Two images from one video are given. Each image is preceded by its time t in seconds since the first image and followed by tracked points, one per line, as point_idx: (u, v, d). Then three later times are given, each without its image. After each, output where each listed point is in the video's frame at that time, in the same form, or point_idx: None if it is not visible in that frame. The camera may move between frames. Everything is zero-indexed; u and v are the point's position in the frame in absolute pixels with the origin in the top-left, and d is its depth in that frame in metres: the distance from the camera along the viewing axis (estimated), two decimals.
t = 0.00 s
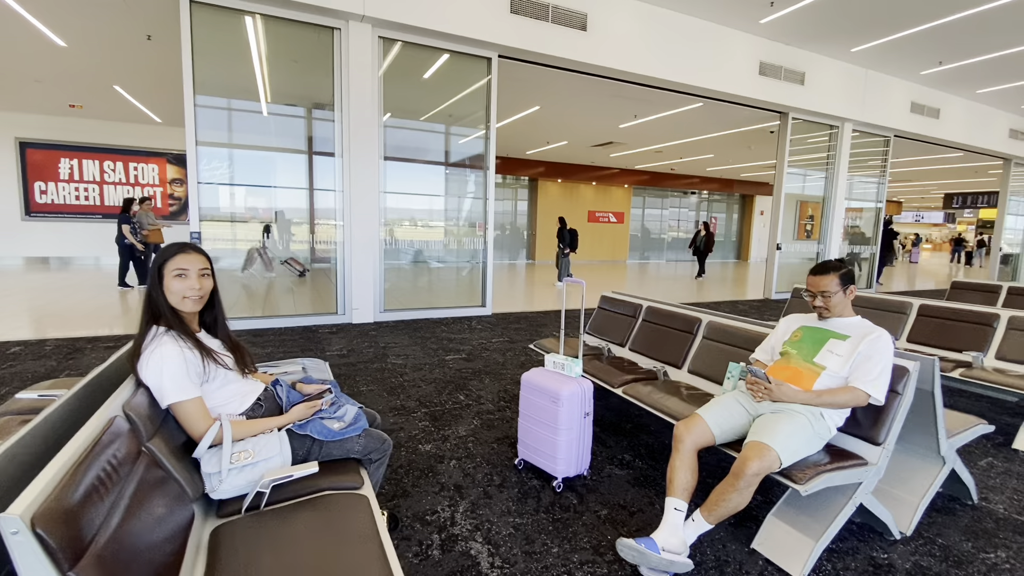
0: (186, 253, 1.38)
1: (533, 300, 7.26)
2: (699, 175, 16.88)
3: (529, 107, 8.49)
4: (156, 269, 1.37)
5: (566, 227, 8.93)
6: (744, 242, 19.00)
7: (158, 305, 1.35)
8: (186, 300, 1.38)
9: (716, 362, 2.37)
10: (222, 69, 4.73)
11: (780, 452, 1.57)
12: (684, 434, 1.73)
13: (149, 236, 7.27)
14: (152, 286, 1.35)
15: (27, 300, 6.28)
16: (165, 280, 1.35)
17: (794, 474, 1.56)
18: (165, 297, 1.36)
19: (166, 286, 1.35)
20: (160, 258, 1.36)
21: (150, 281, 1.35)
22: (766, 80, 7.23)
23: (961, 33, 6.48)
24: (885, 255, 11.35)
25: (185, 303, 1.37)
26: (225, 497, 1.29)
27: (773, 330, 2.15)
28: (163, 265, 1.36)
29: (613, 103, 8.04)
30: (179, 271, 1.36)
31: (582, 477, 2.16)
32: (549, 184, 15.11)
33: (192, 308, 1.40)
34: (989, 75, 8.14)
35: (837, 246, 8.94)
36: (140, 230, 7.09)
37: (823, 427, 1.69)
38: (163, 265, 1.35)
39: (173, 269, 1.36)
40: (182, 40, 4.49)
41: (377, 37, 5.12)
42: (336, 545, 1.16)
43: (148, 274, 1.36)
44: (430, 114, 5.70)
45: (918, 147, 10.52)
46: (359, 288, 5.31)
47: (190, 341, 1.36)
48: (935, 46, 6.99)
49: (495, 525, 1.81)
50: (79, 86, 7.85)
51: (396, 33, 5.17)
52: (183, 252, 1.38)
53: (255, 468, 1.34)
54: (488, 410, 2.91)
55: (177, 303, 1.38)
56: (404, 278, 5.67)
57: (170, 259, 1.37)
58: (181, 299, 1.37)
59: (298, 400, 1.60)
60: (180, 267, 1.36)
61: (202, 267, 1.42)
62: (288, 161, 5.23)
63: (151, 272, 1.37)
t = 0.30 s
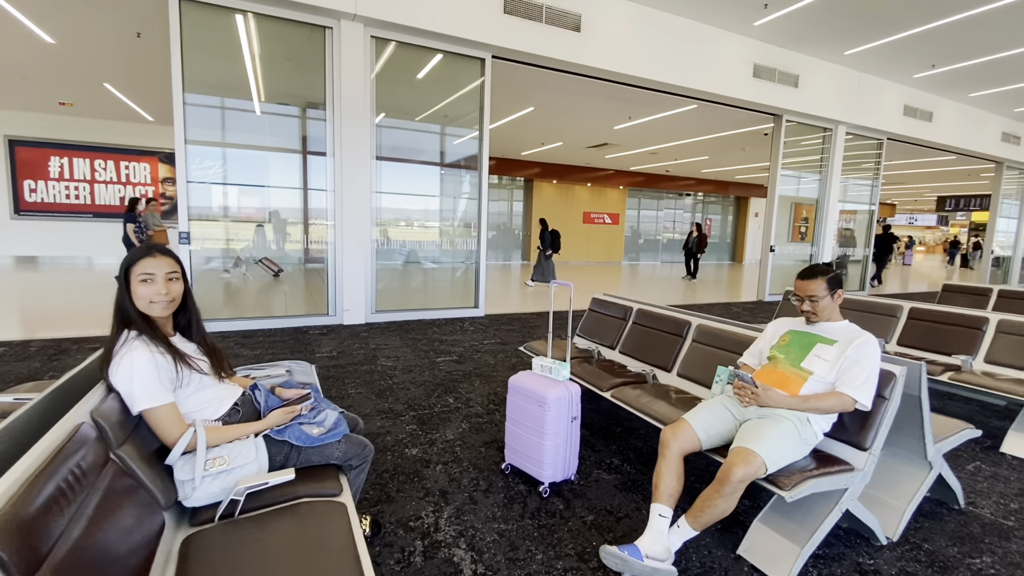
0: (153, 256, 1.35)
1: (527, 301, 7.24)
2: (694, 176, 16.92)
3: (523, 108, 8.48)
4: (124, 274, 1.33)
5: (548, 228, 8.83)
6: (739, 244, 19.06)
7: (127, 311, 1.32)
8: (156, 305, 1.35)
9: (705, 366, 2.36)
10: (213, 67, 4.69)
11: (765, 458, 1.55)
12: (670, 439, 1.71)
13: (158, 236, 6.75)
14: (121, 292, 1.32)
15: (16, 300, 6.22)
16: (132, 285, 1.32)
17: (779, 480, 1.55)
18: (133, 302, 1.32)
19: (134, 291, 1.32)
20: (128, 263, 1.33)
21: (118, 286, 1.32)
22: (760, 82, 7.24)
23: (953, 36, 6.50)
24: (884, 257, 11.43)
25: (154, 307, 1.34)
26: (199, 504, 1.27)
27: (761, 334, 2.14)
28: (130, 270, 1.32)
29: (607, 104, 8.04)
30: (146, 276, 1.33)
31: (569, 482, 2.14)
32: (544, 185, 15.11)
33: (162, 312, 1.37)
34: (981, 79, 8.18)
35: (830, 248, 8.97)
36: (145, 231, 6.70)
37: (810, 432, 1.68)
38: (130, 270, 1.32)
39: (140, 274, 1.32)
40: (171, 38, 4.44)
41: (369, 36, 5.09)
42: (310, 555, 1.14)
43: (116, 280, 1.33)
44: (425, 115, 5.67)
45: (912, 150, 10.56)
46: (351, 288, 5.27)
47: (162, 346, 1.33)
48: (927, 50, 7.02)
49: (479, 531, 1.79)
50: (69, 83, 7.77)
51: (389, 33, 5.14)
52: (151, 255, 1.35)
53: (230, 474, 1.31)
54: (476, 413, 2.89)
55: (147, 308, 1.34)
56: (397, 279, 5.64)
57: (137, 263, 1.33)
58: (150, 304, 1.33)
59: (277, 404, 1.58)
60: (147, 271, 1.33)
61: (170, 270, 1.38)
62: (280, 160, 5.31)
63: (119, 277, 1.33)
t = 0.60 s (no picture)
0: (123, 251, 1.31)
1: (520, 297, 7.23)
2: (687, 172, 16.95)
3: (516, 102, 8.45)
4: (94, 270, 1.30)
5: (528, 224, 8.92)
6: (731, 240, 19.14)
7: (98, 308, 1.29)
8: (128, 301, 1.32)
9: (692, 362, 2.36)
10: (200, 58, 4.61)
11: (748, 454, 1.55)
12: (654, 435, 1.71)
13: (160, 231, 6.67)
14: (91, 289, 1.29)
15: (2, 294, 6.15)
16: (103, 282, 1.29)
17: (762, 476, 1.55)
18: (104, 299, 1.29)
19: (104, 288, 1.29)
20: (97, 259, 1.29)
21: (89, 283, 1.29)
22: (752, 78, 7.24)
23: (943, 34, 6.54)
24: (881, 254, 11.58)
25: (125, 304, 1.30)
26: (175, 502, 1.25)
27: (747, 330, 2.15)
28: (99, 267, 1.29)
29: (600, 99, 8.02)
30: (116, 272, 1.29)
31: (555, 477, 2.14)
32: (538, 180, 15.08)
33: (134, 309, 1.33)
34: (971, 77, 8.23)
35: (820, 245, 9.03)
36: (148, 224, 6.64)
37: (793, 428, 1.68)
38: (99, 266, 1.28)
39: (110, 270, 1.29)
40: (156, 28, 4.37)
41: (358, 28, 5.04)
42: (286, 553, 1.12)
43: (87, 277, 1.30)
44: (417, 109, 5.60)
45: (902, 147, 10.63)
46: (341, 284, 5.24)
47: (135, 343, 1.31)
48: (917, 47, 7.05)
49: (464, 527, 1.79)
50: (54, 75, 7.65)
51: (379, 25, 5.10)
52: (120, 250, 1.31)
53: (206, 472, 1.29)
54: (465, 409, 2.88)
55: (118, 305, 1.31)
56: (388, 274, 5.61)
57: (106, 259, 1.29)
58: (121, 301, 1.30)
59: (257, 401, 1.56)
60: (116, 267, 1.29)
61: (141, 266, 1.34)
62: (270, 154, 5.07)
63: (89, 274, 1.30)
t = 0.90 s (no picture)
0: (140, 249, 1.36)
1: (522, 294, 7.28)
2: (690, 169, 16.93)
3: (519, 100, 8.47)
4: (111, 267, 1.35)
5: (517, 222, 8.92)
6: (734, 237, 19.12)
7: (115, 304, 1.34)
8: (143, 297, 1.37)
9: (690, 358, 2.40)
10: (206, 57, 4.66)
11: (742, 446, 1.59)
12: (652, 428, 1.76)
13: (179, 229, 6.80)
14: (109, 286, 1.34)
15: (10, 291, 6.23)
16: (120, 279, 1.34)
17: (756, 467, 1.60)
18: (120, 295, 1.35)
19: (121, 285, 1.34)
20: (114, 256, 1.34)
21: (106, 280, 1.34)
22: (755, 75, 7.25)
23: (946, 31, 6.52)
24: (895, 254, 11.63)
25: (141, 299, 1.36)
26: (189, 490, 1.30)
27: (744, 326, 2.19)
28: (116, 264, 1.34)
29: (602, 97, 8.04)
30: (133, 269, 1.35)
31: (556, 470, 2.19)
32: (540, 177, 15.10)
33: (149, 305, 1.39)
34: (976, 73, 8.20)
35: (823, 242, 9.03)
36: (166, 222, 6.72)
37: (787, 421, 1.72)
38: (117, 264, 1.34)
39: (127, 267, 1.34)
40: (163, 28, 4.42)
41: (362, 27, 5.08)
42: (296, 538, 1.17)
43: (104, 274, 1.35)
44: (420, 106, 5.63)
45: (906, 144, 10.60)
46: (345, 281, 5.29)
47: (151, 337, 1.36)
48: (921, 43, 7.03)
49: (466, 517, 1.84)
50: (60, 74, 7.71)
51: (382, 24, 5.13)
52: (136, 248, 1.36)
53: (219, 461, 1.35)
54: (467, 403, 2.93)
55: (135, 300, 1.37)
56: (392, 271, 5.67)
57: (123, 256, 1.35)
58: (137, 296, 1.36)
59: (266, 393, 1.61)
60: (133, 265, 1.35)
61: (156, 263, 1.40)
62: (275, 152, 5.11)
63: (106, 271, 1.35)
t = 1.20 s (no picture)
0: (172, 245, 1.47)
1: (529, 291, 7.36)
2: (698, 166, 16.90)
3: (526, 98, 8.53)
4: (146, 263, 1.46)
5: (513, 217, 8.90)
6: (743, 234, 19.06)
7: (150, 295, 1.44)
8: (176, 290, 1.47)
9: (692, 350, 2.47)
10: (220, 57, 4.77)
11: (740, 433, 1.67)
12: (654, 417, 1.83)
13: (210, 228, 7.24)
14: (144, 280, 1.44)
15: (31, 288, 6.40)
16: (154, 273, 1.44)
17: (753, 453, 1.67)
18: (154, 288, 1.44)
19: (155, 278, 1.44)
20: (148, 252, 1.45)
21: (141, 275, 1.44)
22: (762, 72, 7.25)
23: (956, 26, 6.50)
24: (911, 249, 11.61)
25: (174, 292, 1.46)
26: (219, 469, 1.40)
27: (744, 320, 2.25)
28: (150, 259, 1.44)
29: (609, 94, 8.07)
30: (166, 264, 1.45)
31: (562, 458, 2.27)
32: (547, 175, 15.14)
33: (181, 297, 1.49)
34: (987, 68, 8.13)
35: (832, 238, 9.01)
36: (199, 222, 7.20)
37: (784, 410, 1.79)
38: (152, 258, 1.44)
39: (160, 262, 1.44)
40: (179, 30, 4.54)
41: (372, 28, 5.17)
42: (319, 513, 1.26)
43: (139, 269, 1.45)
44: (428, 104, 5.72)
45: (916, 139, 10.52)
46: (356, 277, 5.41)
47: (183, 327, 1.46)
48: (930, 38, 6.99)
49: (476, 501, 1.93)
50: (78, 75, 7.88)
51: (392, 24, 5.22)
52: (168, 245, 1.47)
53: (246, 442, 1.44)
54: (476, 395, 3.02)
55: (168, 293, 1.47)
56: (401, 268, 5.78)
57: (157, 252, 1.45)
58: (171, 289, 1.45)
59: (288, 380, 1.71)
60: (166, 260, 1.45)
61: (187, 258, 1.50)
62: (286, 150, 5.19)
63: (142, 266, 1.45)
